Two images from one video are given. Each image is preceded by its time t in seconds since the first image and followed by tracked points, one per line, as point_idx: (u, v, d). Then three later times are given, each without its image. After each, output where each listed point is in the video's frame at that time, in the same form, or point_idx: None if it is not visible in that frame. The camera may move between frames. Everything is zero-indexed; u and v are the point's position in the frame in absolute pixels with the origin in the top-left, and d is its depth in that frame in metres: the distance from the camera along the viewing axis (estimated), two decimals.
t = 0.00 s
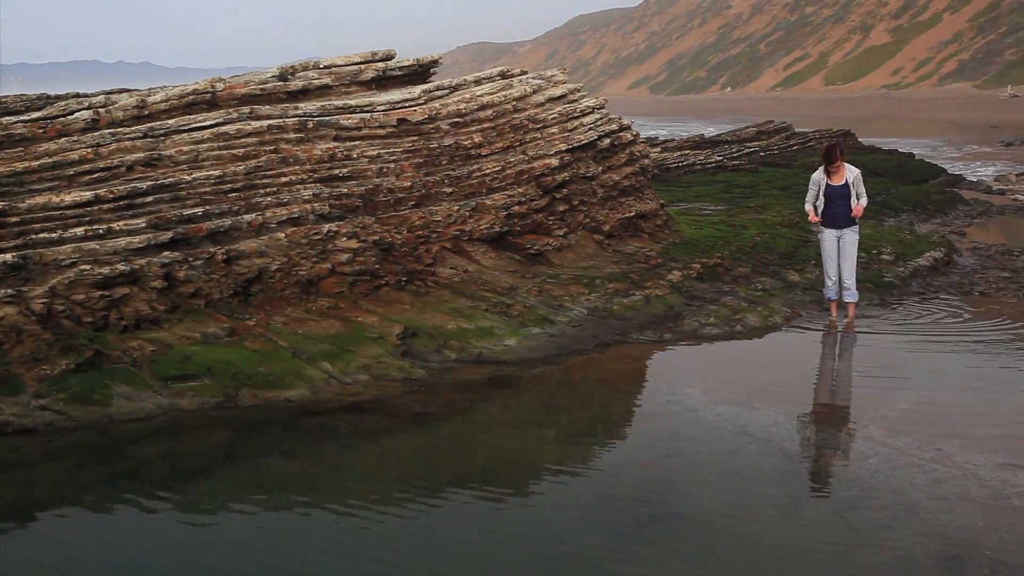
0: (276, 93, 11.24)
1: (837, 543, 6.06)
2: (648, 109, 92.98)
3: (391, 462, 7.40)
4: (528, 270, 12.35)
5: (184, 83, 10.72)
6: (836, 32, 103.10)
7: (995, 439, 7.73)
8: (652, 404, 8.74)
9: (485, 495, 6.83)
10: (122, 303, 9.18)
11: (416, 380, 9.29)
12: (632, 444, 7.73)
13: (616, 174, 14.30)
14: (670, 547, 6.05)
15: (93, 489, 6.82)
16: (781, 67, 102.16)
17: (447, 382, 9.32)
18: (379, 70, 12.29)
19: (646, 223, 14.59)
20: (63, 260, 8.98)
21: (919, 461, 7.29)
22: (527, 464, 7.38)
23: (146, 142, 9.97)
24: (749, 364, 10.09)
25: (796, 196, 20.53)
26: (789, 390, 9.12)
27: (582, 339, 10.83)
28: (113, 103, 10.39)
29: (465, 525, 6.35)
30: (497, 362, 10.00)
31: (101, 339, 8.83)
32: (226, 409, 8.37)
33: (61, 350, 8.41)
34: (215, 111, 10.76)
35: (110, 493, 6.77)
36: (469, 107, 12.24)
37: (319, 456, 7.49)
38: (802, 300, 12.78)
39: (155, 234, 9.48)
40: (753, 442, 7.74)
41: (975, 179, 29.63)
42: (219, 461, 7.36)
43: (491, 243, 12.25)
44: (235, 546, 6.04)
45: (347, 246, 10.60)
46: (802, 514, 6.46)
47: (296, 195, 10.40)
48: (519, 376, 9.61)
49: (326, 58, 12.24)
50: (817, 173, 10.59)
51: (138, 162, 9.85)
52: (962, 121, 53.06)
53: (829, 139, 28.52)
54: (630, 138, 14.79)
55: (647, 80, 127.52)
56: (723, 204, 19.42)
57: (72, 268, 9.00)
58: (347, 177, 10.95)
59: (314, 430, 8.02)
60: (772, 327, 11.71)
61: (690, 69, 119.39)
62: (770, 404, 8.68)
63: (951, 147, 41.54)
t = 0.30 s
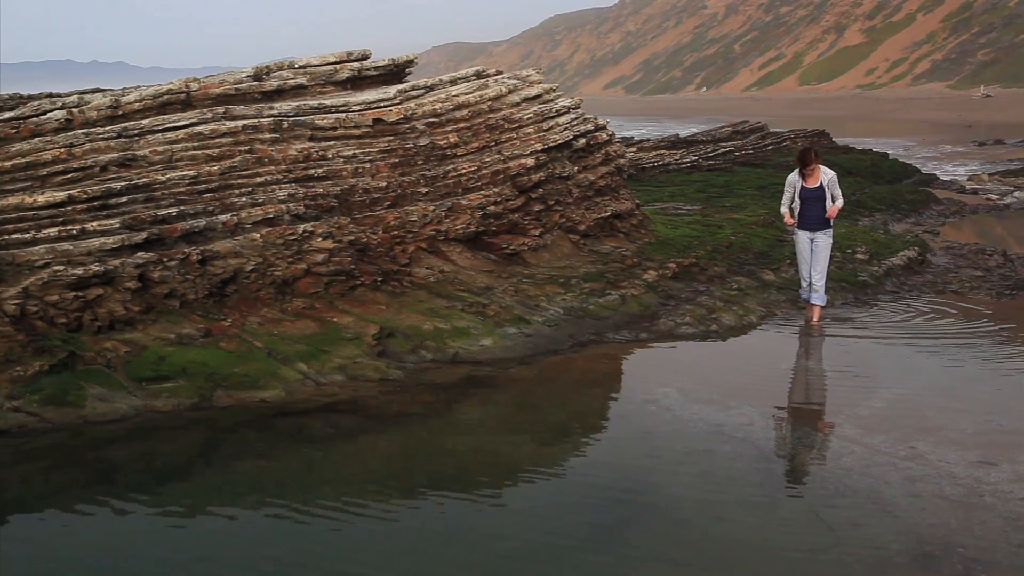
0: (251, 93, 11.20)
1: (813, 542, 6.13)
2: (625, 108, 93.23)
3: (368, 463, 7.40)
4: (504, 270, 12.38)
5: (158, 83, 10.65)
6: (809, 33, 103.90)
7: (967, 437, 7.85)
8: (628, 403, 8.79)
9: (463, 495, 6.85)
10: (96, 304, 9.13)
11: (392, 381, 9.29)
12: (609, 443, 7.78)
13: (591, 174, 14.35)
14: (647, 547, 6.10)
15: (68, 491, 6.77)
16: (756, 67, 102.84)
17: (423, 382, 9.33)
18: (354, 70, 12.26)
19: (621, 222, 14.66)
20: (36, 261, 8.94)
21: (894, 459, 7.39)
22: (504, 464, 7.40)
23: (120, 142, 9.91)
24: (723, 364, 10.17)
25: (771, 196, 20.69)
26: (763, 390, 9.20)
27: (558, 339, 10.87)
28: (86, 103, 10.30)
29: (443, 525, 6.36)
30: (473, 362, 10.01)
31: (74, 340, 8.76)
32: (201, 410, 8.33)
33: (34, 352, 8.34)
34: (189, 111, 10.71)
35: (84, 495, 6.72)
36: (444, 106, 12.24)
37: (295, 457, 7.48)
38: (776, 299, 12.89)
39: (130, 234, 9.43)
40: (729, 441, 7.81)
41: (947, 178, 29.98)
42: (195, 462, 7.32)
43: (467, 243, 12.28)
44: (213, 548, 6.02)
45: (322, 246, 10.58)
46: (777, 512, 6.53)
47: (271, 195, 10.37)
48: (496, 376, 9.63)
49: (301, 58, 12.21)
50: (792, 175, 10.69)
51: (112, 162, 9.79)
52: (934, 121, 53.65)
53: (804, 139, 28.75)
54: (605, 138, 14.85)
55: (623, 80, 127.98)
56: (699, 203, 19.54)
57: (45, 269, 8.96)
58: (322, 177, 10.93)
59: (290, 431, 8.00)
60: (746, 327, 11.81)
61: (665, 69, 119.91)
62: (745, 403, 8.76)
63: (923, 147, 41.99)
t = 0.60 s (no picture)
0: (225, 93, 11.15)
1: (788, 540, 6.19)
2: (601, 108, 93.47)
3: (345, 464, 7.39)
4: (479, 270, 12.40)
5: (132, 83, 10.58)
6: (784, 34, 104.65)
7: (941, 435, 7.96)
8: (605, 402, 8.84)
9: (441, 495, 6.86)
10: (70, 305, 9.09)
11: (368, 381, 9.28)
12: (586, 443, 7.82)
13: (567, 174, 14.40)
14: (624, 546, 6.14)
15: (42, 494, 6.72)
16: (731, 67, 103.47)
17: (400, 383, 9.33)
18: (329, 70, 12.23)
19: (597, 222, 14.71)
20: (9, 262, 8.86)
21: (868, 457, 7.48)
22: (481, 464, 7.42)
23: (95, 142, 9.84)
24: (699, 363, 10.25)
25: (746, 195, 20.84)
26: (738, 388, 9.28)
27: (534, 339, 10.90)
28: (60, 103, 10.24)
29: (421, 526, 6.37)
30: (450, 362, 10.03)
31: (48, 341, 8.69)
32: (177, 411, 8.29)
33: (7, 354, 8.27)
34: (164, 111, 10.66)
35: (59, 497, 6.67)
36: (420, 106, 12.23)
37: (272, 458, 7.46)
38: (751, 299, 12.99)
39: (104, 235, 9.37)
40: (705, 439, 7.88)
41: (921, 177, 30.31)
42: (171, 464, 7.29)
43: (443, 243, 12.30)
44: (190, 549, 5.99)
45: (298, 246, 10.56)
46: (754, 511, 6.59)
47: (246, 196, 10.33)
48: (472, 376, 9.65)
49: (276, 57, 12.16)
50: (770, 179, 10.74)
51: (86, 163, 9.72)
52: (906, 121, 54.21)
53: (779, 139, 28.97)
54: (581, 138, 14.90)
55: (599, 80, 128.32)
56: (674, 203, 19.65)
57: (18, 269, 8.88)
58: (298, 177, 10.90)
59: (267, 431, 7.98)
60: (722, 326, 11.90)
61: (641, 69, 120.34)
62: (720, 402, 8.83)
63: (896, 147, 42.41)
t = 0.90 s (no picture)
0: (202, 93, 11.11)
1: (765, 539, 6.25)
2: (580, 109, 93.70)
3: (323, 464, 7.39)
4: (457, 269, 12.41)
5: (108, 83, 10.54)
6: (760, 35, 105.30)
7: (917, 433, 8.07)
8: (583, 402, 8.88)
9: (419, 495, 6.87)
10: (46, 306, 9.01)
11: (346, 382, 9.27)
12: (564, 442, 7.85)
13: (544, 174, 14.44)
14: (603, 546, 6.18)
15: (17, 495, 6.67)
16: (708, 68, 103.99)
17: (378, 383, 9.33)
18: (307, 70, 12.20)
19: (574, 222, 14.77)
20: None
21: (844, 456, 7.56)
22: (460, 464, 7.43)
23: (70, 142, 9.78)
24: (676, 362, 10.31)
25: (723, 195, 20.97)
26: (715, 388, 9.35)
27: (512, 339, 10.93)
28: (35, 102, 10.17)
29: (400, 527, 6.38)
30: (428, 362, 10.03)
31: (23, 342, 8.63)
32: (153, 412, 8.26)
33: None
34: (140, 111, 10.61)
35: (35, 499, 6.63)
36: (397, 106, 12.23)
37: (250, 459, 7.44)
38: (729, 298, 13.09)
39: (80, 235, 9.31)
40: (682, 439, 7.94)
41: (897, 177, 30.61)
42: (148, 465, 7.26)
43: (420, 243, 12.30)
44: (168, 551, 5.98)
45: (275, 246, 10.54)
46: (730, 509, 6.65)
47: (223, 196, 10.30)
48: (450, 376, 9.66)
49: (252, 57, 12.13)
50: (747, 181, 10.83)
51: (61, 163, 9.66)
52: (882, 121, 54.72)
53: (756, 138, 29.18)
54: (558, 138, 14.94)
55: (576, 80, 128.59)
56: (652, 203, 19.74)
57: None
58: (275, 178, 10.88)
59: (245, 432, 7.97)
60: (699, 325, 11.98)
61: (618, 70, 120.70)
62: (697, 402, 8.90)
63: (872, 147, 42.79)
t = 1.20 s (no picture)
0: (178, 93, 11.07)
1: (743, 538, 6.31)
2: (558, 109, 93.86)
3: (301, 465, 7.38)
4: (435, 270, 12.42)
5: (84, 83, 10.48)
6: (737, 35, 105.91)
7: (893, 432, 8.16)
8: (561, 402, 8.91)
9: (398, 496, 6.88)
10: (21, 307, 8.93)
11: (324, 382, 9.26)
12: (542, 443, 7.88)
13: (522, 174, 14.47)
14: (582, 546, 6.21)
15: None
16: (684, 68, 104.47)
17: (356, 384, 9.32)
18: (283, 70, 12.16)
19: (552, 222, 14.81)
20: None
21: (821, 455, 7.64)
22: (439, 465, 7.44)
23: (45, 142, 9.72)
24: (653, 362, 10.37)
25: (700, 195, 21.10)
26: (692, 387, 9.42)
27: (490, 339, 10.95)
28: (9, 102, 10.10)
29: (380, 528, 6.38)
30: (405, 362, 10.03)
31: None
32: (130, 413, 8.21)
33: None
34: (116, 111, 10.55)
35: (10, 501, 6.58)
36: (374, 106, 12.22)
37: (228, 460, 7.42)
38: (706, 297, 13.18)
39: (55, 236, 9.25)
40: (660, 438, 7.99)
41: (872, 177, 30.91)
42: (124, 467, 7.22)
43: (398, 243, 12.30)
44: (145, 555, 5.95)
45: (252, 247, 10.51)
46: (708, 509, 6.70)
47: (199, 196, 10.27)
48: (428, 377, 9.67)
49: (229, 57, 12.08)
50: (721, 185, 10.87)
51: (36, 163, 9.60)
52: (857, 121, 55.18)
53: (733, 138, 29.36)
54: (536, 138, 14.98)
55: (554, 80, 128.80)
56: (630, 203, 19.83)
57: None
58: (252, 178, 10.85)
59: (223, 433, 7.94)
60: (677, 325, 12.05)
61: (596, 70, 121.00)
62: (674, 401, 8.96)
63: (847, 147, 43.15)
